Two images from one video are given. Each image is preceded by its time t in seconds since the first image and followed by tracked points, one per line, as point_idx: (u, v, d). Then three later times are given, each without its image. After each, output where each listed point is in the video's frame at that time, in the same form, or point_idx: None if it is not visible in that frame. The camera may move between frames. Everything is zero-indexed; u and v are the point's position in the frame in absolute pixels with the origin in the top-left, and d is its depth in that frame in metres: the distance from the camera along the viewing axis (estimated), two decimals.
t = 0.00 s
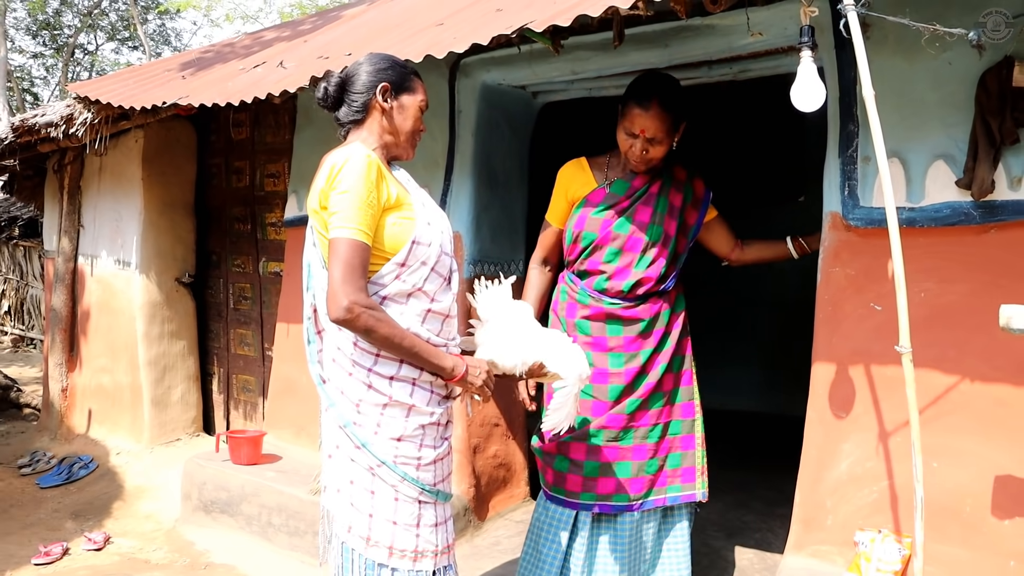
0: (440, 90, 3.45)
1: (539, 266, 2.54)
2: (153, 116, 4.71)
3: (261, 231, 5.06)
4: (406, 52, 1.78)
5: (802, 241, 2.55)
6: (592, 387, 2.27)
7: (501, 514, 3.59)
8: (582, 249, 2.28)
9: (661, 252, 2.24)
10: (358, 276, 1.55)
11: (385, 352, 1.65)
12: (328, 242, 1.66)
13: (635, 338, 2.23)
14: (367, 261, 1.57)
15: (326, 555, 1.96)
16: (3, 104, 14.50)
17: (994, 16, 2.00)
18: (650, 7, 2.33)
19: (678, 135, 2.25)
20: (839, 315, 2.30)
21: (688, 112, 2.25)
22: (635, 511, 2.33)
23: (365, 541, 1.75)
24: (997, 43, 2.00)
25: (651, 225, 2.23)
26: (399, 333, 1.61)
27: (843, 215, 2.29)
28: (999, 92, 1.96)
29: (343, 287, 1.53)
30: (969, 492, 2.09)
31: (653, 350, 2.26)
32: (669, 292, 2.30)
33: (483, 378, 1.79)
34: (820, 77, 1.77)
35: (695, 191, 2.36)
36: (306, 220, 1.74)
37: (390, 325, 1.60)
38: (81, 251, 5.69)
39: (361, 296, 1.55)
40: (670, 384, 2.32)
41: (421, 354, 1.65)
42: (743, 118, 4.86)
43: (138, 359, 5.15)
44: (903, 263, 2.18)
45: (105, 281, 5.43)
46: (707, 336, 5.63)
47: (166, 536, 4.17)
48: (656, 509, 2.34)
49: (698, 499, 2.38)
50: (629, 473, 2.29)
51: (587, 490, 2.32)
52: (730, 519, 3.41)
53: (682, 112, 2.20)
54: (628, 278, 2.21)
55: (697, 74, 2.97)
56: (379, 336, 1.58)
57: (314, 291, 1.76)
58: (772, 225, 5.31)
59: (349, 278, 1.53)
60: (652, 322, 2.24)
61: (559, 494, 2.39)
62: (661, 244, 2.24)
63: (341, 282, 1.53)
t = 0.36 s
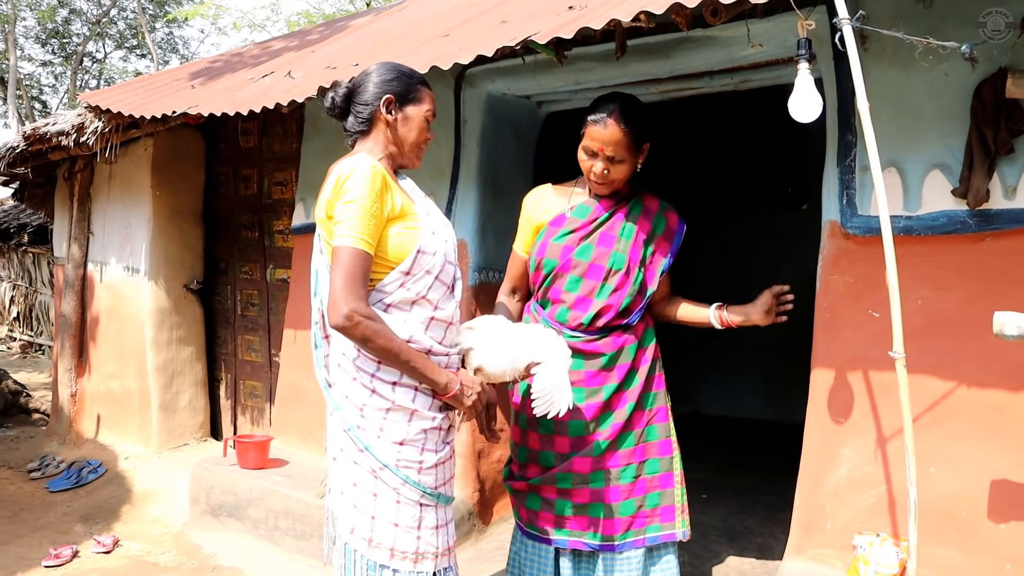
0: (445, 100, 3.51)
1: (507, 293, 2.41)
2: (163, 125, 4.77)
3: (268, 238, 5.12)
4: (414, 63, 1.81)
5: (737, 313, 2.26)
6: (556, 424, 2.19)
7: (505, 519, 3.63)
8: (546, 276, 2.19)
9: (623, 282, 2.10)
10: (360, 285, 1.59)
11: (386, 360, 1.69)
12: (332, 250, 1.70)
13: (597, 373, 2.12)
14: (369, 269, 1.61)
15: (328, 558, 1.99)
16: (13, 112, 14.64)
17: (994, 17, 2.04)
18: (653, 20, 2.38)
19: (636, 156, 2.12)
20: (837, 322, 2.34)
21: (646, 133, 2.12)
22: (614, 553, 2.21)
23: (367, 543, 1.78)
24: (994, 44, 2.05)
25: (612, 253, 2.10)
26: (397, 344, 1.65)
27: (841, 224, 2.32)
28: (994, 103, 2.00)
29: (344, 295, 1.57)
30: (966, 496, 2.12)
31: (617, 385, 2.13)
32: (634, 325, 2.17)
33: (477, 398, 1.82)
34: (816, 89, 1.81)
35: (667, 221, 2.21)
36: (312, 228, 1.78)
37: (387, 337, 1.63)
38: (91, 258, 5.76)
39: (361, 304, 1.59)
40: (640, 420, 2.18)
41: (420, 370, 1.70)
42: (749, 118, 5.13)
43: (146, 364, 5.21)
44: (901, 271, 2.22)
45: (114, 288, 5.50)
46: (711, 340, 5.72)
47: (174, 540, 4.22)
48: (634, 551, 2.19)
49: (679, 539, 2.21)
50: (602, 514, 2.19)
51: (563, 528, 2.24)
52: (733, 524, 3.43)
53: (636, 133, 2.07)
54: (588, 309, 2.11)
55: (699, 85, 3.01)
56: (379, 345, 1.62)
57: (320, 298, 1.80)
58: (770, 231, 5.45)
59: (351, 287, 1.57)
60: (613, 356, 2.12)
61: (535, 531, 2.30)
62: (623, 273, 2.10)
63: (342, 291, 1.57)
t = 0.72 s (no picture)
0: (449, 103, 3.53)
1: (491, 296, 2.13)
2: (170, 130, 4.81)
3: (274, 242, 5.15)
4: (417, 67, 1.81)
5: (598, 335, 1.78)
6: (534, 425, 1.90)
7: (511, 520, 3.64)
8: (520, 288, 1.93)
9: (598, 290, 1.83)
10: (355, 288, 1.59)
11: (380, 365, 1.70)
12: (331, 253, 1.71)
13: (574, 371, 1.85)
14: (366, 272, 1.62)
15: (333, 557, 2.01)
16: (20, 118, 14.73)
17: (994, 17, 2.05)
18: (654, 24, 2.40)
19: (606, 150, 1.80)
20: (840, 322, 2.35)
21: (613, 123, 1.79)
22: (593, 562, 1.87)
23: (367, 542, 1.79)
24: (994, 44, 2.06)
25: (584, 260, 1.82)
26: (391, 348, 1.64)
27: (843, 224, 2.34)
28: (994, 104, 2.01)
29: (339, 298, 1.57)
30: (969, 495, 2.13)
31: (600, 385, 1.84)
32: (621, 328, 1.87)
33: (474, 404, 1.78)
34: (817, 89, 1.82)
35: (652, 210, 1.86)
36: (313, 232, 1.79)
37: (381, 340, 1.63)
38: (98, 263, 5.80)
39: (355, 307, 1.59)
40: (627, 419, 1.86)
41: (413, 374, 1.68)
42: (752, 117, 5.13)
43: (154, 368, 5.24)
44: (903, 271, 2.23)
45: (121, 293, 5.53)
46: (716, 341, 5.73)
47: (182, 542, 4.24)
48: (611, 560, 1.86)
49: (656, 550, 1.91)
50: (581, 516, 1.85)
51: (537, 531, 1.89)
52: (738, 525, 3.44)
53: (601, 129, 1.75)
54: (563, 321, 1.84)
55: (702, 87, 3.02)
56: (372, 348, 1.62)
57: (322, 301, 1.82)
58: (775, 232, 5.46)
59: (346, 290, 1.58)
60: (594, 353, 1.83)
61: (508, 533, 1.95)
62: (598, 280, 1.82)
63: (337, 294, 1.57)
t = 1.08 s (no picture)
0: (453, 105, 3.52)
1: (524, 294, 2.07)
2: (175, 132, 4.82)
3: (279, 244, 5.16)
4: (417, 69, 1.80)
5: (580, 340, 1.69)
6: (535, 433, 1.84)
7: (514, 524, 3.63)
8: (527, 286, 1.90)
9: (589, 291, 1.72)
10: (348, 290, 1.59)
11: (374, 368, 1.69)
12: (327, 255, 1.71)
13: (571, 384, 1.77)
14: (360, 274, 1.61)
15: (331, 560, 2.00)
16: (28, 119, 14.80)
17: (994, 17, 2.05)
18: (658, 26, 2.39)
19: (605, 145, 1.72)
20: (844, 326, 2.34)
21: (613, 116, 1.70)
22: None
23: (362, 545, 1.79)
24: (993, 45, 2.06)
25: (576, 260, 1.74)
26: (383, 351, 1.63)
27: (847, 228, 2.32)
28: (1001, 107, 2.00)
29: (331, 300, 1.57)
30: (974, 502, 2.11)
31: (598, 397, 1.75)
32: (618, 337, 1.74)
33: (467, 412, 1.75)
34: (821, 91, 1.81)
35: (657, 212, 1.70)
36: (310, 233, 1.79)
37: (373, 342, 1.62)
38: (103, 263, 5.81)
39: (346, 310, 1.58)
40: (627, 437, 1.73)
41: (405, 377, 1.68)
42: (757, 122, 5.06)
43: (158, 369, 5.24)
44: (908, 275, 2.21)
45: (126, 293, 5.54)
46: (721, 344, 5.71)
47: (185, 543, 4.24)
48: None
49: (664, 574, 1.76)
50: (576, 532, 1.76)
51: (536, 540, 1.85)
52: (742, 530, 3.42)
53: (596, 121, 1.66)
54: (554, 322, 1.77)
55: (707, 90, 3.01)
56: (364, 351, 1.61)
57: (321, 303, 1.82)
58: (780, 236, 5.44)
59: (338, 292, 1.57)
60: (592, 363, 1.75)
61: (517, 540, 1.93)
62: (589, 281, 1.72)
63: (329, 295, 1.57)
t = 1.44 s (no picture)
0: (460, 108, 3.50)
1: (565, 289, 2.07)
2: (181, 135, 4.81)
3: (285, 248, 5.14)
4: (416, 70, 1.75)
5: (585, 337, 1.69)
6: (564, 445, 1.81)
7: (521, 531, 3.59)
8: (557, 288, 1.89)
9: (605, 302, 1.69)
10: (349, 298, 1.56)
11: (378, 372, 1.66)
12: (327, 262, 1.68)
13: (592, 393, 1.73)
14: (359, 282, 1.58)
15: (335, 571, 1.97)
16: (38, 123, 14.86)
17: (994, 17, 2.03)
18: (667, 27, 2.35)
19: (636, 152, 1.65)
20: (856, 331, 2.30)
21: (645, 123, 1.63)
22: None
23: (367, 556, 1.75)
24: (997, 44, 2.03)
25: (593, 270, 1.71)
26: (387, 356, 1.61)
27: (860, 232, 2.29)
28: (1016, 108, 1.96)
29: (331, 308, 1.54)
30: (991, 511, 2.06)
31: (620, 408, 1.69)
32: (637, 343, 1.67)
33: (479, 404, 1.75)
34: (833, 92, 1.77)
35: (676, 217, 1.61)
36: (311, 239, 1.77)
37: (376, 349, 1.60)
38: (109, 267, 5.81)
39: (346, 318, 1.56)
40: (654, 451, 1.68)
41: (411, 380, 1.65)
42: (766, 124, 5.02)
43: (163, 374, 5.23)
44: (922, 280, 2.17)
45: (132, 297, 5.54)
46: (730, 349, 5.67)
47: (189, 549, 4.21)
48: None
49: None
50: (604, 549, 1.73)
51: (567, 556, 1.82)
52: (753, 538, 3.37)
53: (626, 129, 1.61)
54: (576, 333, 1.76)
55: (716, 92, 2.98)
56: (366, 358, 1.59)
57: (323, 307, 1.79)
58: (789, 240, 5.40)
59: (338, 300, 1.54)
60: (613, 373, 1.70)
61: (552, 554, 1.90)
62: (606, 293, 1.69)
63: (329, 304, 1.54)
